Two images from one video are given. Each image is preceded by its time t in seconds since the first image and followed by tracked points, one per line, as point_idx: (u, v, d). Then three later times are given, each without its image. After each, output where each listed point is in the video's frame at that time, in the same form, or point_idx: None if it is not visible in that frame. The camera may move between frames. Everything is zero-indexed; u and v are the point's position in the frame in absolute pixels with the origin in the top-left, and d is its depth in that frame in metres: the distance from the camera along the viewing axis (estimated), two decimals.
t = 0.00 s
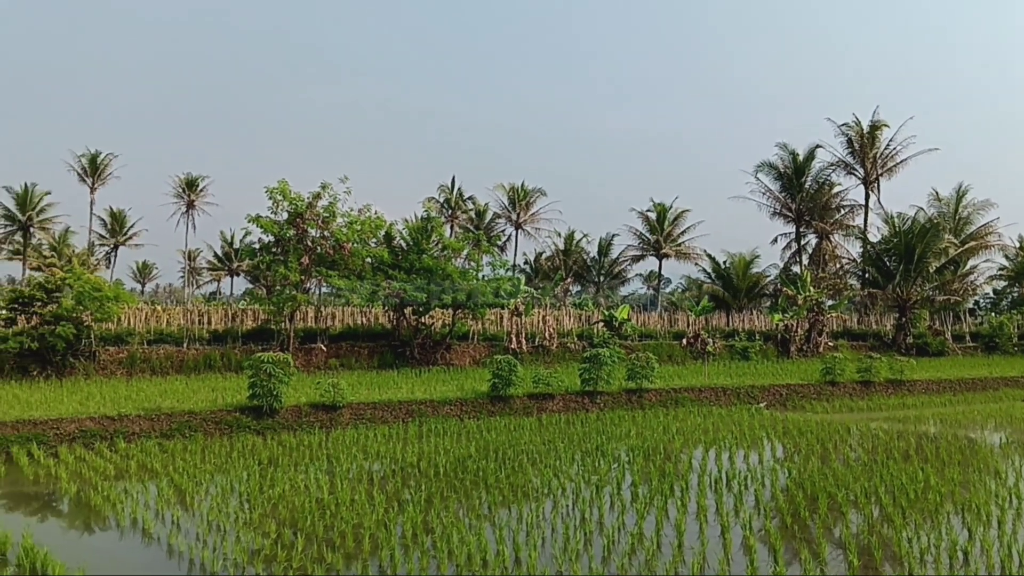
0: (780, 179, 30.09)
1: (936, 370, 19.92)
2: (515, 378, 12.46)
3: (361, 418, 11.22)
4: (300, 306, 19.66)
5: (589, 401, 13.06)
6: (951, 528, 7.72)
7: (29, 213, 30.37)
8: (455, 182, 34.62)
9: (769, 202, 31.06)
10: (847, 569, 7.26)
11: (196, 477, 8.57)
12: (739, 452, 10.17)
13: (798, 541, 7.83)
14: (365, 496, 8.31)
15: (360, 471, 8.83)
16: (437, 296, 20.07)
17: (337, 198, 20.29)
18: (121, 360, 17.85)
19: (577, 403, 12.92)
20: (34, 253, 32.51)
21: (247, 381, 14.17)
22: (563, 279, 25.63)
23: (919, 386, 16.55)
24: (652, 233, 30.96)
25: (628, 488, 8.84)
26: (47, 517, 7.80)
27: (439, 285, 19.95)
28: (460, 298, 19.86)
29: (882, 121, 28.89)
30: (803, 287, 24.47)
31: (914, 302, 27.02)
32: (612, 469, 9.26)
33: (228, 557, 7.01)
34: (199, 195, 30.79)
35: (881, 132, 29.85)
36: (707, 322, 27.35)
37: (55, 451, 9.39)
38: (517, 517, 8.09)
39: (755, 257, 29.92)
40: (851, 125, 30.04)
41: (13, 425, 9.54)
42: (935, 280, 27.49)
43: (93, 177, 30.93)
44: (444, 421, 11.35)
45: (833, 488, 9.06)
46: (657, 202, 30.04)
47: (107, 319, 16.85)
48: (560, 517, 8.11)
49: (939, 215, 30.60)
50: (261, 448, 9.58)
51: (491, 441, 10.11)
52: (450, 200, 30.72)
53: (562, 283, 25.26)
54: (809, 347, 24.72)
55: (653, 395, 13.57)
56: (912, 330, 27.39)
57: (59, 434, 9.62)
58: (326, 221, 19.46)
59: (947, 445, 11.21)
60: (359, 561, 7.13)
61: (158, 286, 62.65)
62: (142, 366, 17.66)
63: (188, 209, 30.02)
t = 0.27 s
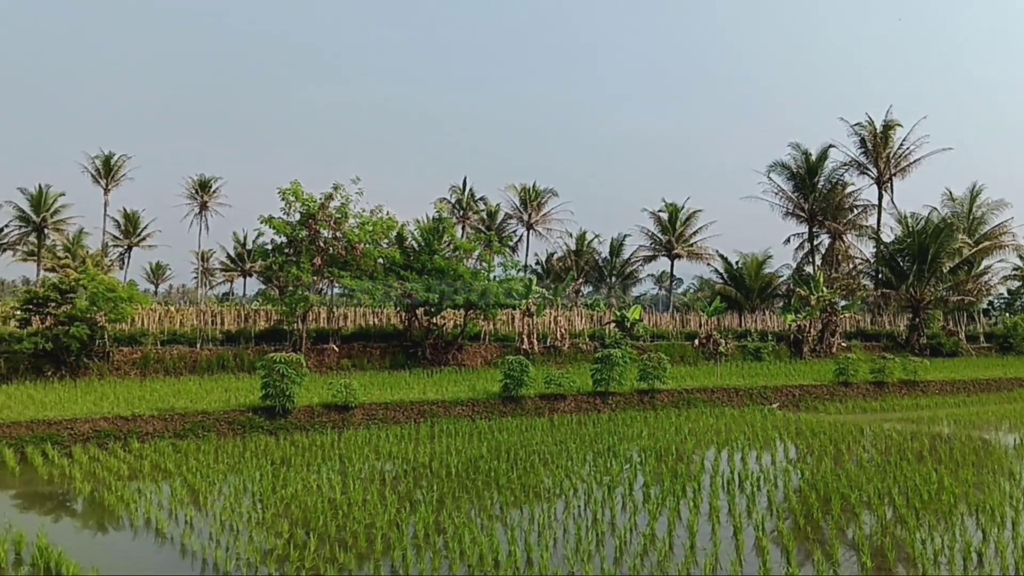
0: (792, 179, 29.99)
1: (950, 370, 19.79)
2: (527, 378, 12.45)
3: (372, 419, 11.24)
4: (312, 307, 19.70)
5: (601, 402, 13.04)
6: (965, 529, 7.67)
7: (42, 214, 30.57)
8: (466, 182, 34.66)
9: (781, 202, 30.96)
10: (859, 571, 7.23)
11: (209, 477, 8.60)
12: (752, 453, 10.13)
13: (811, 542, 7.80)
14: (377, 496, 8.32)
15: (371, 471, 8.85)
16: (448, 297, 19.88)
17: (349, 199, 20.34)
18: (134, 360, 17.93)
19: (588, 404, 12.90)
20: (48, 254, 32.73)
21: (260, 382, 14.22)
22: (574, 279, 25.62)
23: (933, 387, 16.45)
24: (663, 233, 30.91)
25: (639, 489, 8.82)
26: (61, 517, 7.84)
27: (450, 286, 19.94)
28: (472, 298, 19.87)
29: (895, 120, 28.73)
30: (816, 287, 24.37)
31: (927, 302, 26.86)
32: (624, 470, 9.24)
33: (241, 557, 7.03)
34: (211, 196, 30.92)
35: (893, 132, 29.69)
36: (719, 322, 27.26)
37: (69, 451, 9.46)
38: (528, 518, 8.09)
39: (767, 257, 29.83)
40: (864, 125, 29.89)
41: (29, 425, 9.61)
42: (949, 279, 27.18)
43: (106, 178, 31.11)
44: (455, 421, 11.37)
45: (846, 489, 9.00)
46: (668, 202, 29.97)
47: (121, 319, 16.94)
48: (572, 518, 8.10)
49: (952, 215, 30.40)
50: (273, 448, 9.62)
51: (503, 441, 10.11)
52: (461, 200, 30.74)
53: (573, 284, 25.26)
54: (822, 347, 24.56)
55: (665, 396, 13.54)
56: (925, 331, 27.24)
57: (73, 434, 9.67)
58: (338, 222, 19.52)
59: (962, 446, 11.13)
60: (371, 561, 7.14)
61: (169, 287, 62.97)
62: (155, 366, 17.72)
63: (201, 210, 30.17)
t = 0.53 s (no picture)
0: (806, 178, 29.85)
1: (965, 370, 19.66)
2: (539, 378, 12.44)
3: (385, 418, 11.25)
4: (325, 306, 19.81)
5: (614, 402, 13.02)
6: (980, 530, 7.61)
7: (58, 214, 30.78)
8: (479, 182, 34.66)
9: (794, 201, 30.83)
10: (874, 572, 7.19)
11: (224, 475, 8.64)
12: (766, 453, 10.09)
13: (825, 543, 7.76)
14: (390, 495, 8.32)
15: (384, 470, 8.86)
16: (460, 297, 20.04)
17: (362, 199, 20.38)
18: (149, 359, 18.00)
19: (601, 404, 12.87)
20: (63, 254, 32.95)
21: (273, 381, 14.27)
22: (586, 279, 25.60)
23: (948, 387, 16.33)
24: (676, 232, 30.83)
25: (653, 489, 8.80)
26: (76, 515, 7.89)
27: (464, 285, 19.98)
28: (484, 298, 19.87)
29: (910, 119, 28.55)
30: (830, 287, 24.28)
31: (942, 301, 26.72)
32: (637, 470, 9.22)
33: (255, 556, 7.06)
34: (224, 196, 31.05)
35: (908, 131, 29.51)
36: (732, 322, 27.12)
37: (84, 449, 9.51)
38: (541, 518, 8.07)
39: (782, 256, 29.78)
40: (878, 124, 29.72)
41: (45, 424, 9.67)
42: (964, 279, 26.57)
43: (121, 178, 31.29)
44: (468, 421, 11.37)
45: (861, 490, 8.95)
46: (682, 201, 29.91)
47: (136, 319, 17.04)
48: (585, 518, 8.09)
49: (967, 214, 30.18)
50: (287, 447, 9.65)
51: (515, 441, 10.10)
52: (473, 200, 30.75)
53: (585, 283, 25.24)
54: (836, 347, 24.47)
55: (678, 396, 13.49)
56: (940, 331, 27.11)
57: (88, 433, 9.72)
58: (352, 222, 19.59)
59: (977, 446, 11.05)
60: (383, 560, 7.15)
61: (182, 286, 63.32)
62: (170, 365, 17.78)
63: (215, 210, 30.29)
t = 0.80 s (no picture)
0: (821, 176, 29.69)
1: (982, 370, 19.51)
2: (553, 377, 12.42)
3: (399, 416, 11.28)
4: (339, 306, 19.75)
5: (628, 401, 12.99)
6: (998, 530, 7.55)
7: (75, 213, 30.97)
8: (492, 180, 34.61)
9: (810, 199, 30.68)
10: (890, 572, 7.14)
11: (239, 473, 8.67)
12: (781, 453, 10.04)
13: (840, 542, 7.72)
14: (404, 493, 8.33)
15: (399, 469, 8.87)
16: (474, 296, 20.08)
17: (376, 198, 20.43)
18: (165, 358, 18.07)
19: (615, 403, 12.85)
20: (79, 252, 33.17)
21: (288, 379, 14.33)
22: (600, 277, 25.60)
23: (964, 386, 16.22)
24: (691, 231, 30.76)
25: (667, 488, 8.77)
26: (93, 513, 7.94)
27: (477, 284, 19.98)
28: (498, 297, 19.88)
29: (926, 116, 28.36)
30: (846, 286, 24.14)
31: (958, 300, 26.62)
32: (651, 468, 9.20)
33: (271, 553, 7.09)
34: (239, 195, 31.17)
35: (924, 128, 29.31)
36: (747, 321, 27.05)
37: (100, 447, 9.57)
38: (555, 516, 8.06)
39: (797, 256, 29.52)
40: (894, 121, 29.53)
41: (61, 422, 9.72)
42: (980, 278, 26.19)
43: (137, 177, 31.48)
44: (482, 419, 11.38)
45: (876, 489, 8.89)
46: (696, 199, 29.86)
47: (152, 318, 17.15)
48: (599, 517, 8.08)
49: (983, 211, 29.96)
50: (302, 444, 9.68)
51: (529, 439, 10.10)
52: (487, 199, 30.75)
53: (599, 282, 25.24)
54: (852, 346, 24.28)
55: (692, 395, 13.44)
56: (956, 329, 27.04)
57: (104, 431, 9.78)
58: (366, 220, 19.62)
59: (994, 445, 10.97)
60: (398, 558, 7.16)
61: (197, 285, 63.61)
62: (186, 364, 17.82)
63: (230, 209, 30.41)
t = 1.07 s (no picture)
0: (839, 174, 29.53)
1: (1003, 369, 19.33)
2: (570, 376, 12.39)
3: (416, 415, 11.29)
4: (357, 305, 19.97)
5: (645, 400, 12.95)
6: (1019, 531, 7.46)
7: (94, 213, 31.20)
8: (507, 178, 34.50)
9: (827, 198, 30.52)
10: (909, 572, 7.09)
11: (257, 471, 8.71)
12: (799, 453, 9.98)
13: (859, 542, 7.67)
14: (421, 492, 8.34)
15: (416, 467, 8.89)
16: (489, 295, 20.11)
17: (393, 197, 20.50)
18: (184, 356, 18.17)
19: (632, 402, 12.82)
20: (99, 252, 33.40)
21: (306, 378, 14.38)
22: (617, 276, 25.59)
23: (984, 386, 16.07)
24: (708, 229, 30.67)
25: (684, 488, 8.74)
26: (112, 511, 7.99)
27: (492, 284, 19.96)
28: (514, 296, 19.88)
29: (945, 114, 28.14)
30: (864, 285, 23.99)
31: (978, 300, 26.35)
32: (668, 468, 9.17)
33: (289, 552, 7.12)
34: (258, 195, 31.32)
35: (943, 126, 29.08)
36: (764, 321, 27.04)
37: (120, 445, 9.64)
38: (572, 516, 8.05)
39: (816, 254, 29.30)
40: (912, 119, 29.32)
41: (81, 421, 9.79)
42: (1000, 277, 26.01)
43: (155, 177, 31.69)
44: (499, 418, 11.38)
45: (895, 489, 8.82)
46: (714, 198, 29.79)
47: (171, 316, 17.19)
48: (616, 517, 8.05)
49: (1003, 210, 29.68)
50: (319, 443, 9.71)
51: (546, 438, 10.09)
52: (503, 198, 30.74)
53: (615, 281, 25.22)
54: (870, 346, 24.18)
55: (710, 395, 13.38)
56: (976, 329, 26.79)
57: (124, 430, 9.84)
58: (383, 220, 19.80)
59: (1015, 445, 10.87)
60: (415, 557, 7.17)
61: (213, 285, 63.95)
62: (204, 363, 17.89)
63: (248, 209, 30.55)
